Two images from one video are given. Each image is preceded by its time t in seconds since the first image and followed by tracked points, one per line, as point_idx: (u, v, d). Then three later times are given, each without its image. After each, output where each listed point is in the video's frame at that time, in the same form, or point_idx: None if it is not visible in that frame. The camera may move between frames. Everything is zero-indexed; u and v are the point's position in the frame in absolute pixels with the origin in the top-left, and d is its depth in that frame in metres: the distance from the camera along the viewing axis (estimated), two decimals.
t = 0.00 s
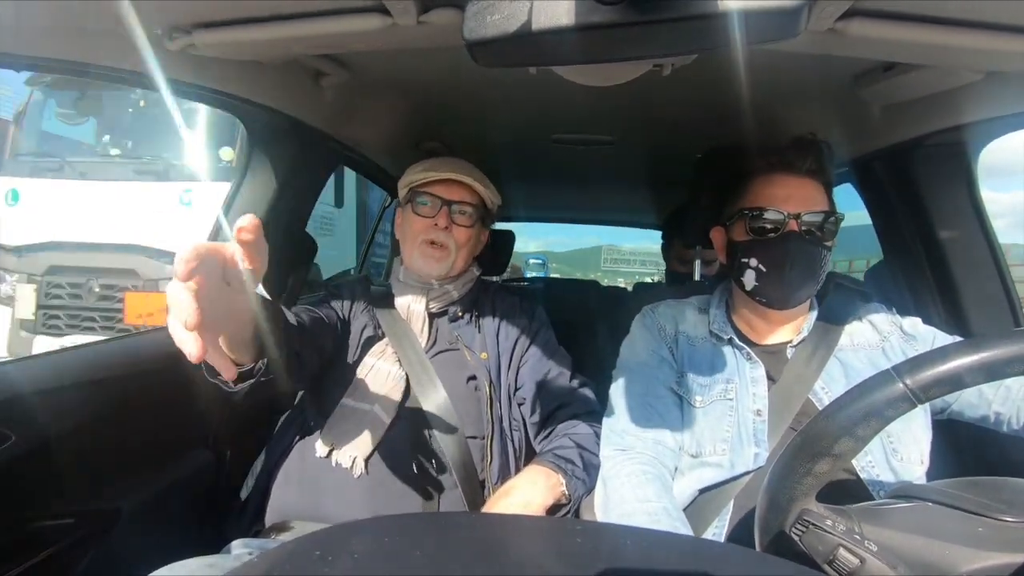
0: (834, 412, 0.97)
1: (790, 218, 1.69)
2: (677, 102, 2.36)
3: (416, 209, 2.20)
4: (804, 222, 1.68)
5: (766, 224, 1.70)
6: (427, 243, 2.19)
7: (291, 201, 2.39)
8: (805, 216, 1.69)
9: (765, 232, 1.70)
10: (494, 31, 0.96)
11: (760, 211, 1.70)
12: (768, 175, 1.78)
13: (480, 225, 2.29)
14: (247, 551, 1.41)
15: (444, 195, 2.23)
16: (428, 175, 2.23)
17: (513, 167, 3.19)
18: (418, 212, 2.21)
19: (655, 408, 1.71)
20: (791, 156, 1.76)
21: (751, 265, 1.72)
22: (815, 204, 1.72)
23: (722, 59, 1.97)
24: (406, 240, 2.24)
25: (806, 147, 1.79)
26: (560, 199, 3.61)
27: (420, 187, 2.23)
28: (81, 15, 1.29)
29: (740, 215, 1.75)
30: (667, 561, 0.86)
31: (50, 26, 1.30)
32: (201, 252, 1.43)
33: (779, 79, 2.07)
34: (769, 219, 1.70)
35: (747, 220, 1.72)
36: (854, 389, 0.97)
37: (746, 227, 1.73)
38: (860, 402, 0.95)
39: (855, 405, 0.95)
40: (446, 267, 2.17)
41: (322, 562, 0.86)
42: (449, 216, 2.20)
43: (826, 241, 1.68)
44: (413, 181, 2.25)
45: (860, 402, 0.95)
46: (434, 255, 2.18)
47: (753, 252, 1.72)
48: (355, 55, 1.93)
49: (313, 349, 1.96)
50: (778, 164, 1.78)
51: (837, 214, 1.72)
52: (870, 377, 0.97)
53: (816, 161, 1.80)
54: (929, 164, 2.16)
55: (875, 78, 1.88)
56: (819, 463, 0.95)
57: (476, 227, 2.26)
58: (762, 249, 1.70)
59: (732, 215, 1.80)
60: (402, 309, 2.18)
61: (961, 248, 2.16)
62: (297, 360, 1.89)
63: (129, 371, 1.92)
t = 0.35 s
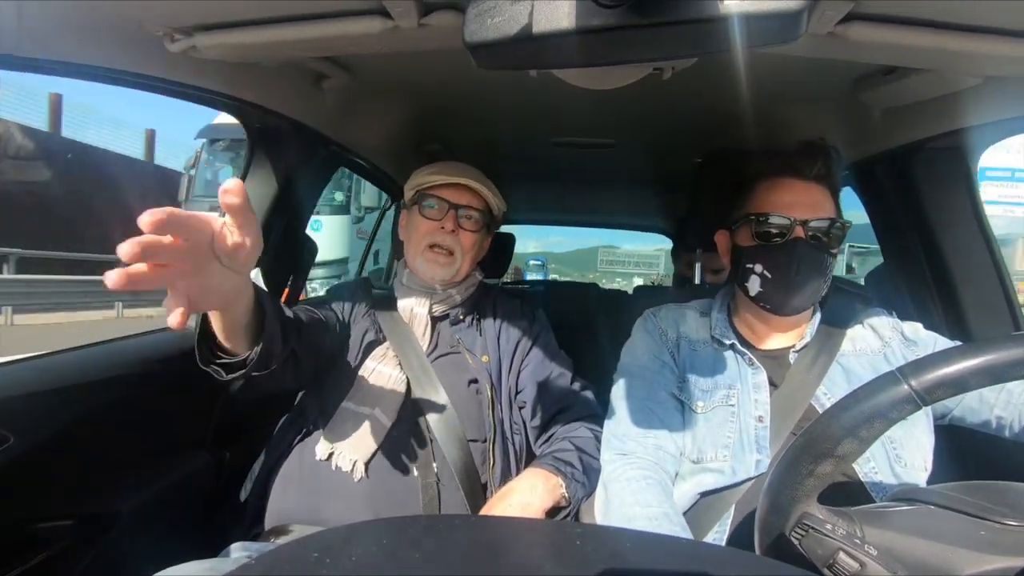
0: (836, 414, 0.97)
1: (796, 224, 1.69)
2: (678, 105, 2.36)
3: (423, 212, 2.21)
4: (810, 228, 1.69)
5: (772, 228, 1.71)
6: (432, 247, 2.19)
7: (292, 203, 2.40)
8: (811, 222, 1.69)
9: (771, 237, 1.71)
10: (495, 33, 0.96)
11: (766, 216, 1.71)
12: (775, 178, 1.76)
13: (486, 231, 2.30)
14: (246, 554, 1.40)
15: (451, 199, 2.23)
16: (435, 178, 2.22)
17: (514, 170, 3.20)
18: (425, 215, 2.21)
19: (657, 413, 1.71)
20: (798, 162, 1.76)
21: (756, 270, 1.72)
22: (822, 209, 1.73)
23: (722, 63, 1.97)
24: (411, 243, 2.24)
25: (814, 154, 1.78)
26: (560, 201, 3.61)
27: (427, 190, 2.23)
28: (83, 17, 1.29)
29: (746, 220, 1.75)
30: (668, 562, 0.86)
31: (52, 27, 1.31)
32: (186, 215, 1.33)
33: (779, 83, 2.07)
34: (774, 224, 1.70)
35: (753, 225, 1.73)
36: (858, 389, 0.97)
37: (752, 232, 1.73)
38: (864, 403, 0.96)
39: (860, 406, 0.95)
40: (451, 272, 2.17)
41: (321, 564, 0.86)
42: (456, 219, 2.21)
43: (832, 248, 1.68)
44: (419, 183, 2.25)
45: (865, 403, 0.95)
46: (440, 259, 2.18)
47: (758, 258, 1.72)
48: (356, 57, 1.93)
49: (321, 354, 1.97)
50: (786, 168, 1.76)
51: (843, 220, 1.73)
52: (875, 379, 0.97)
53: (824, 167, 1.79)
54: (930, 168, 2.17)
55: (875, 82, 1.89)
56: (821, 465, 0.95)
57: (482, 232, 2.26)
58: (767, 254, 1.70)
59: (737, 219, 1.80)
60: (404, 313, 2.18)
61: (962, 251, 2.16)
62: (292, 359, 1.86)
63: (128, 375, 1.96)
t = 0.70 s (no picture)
0: (837, 412, 0.97)
1: (787, 220, 1.69)
2: (677, 104, 2.36)
3: (421, 207, 2.22)
4: (801, 223, 1.68)
5: (764, 225, 1.70)
6: (433, 241, 2.20)
7: (291, 202, 2.39)
8: (802, 217, 1.69)
9: (764, 233, 1.71)
10: (494, 32, 0.96)
11: (759, 212, 1.70)
12: (766, 176, 1.78)
13: (484, 226, 2.31)
14: (246, 553, 1.41)
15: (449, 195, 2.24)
16: (432, 174, 2.23)
17: (513, 169, 3.20)
18: (423, 211, 2.23)
19: (654, 409, 1.71)
20: (788, 158, 1.75)
21: (750, 266, 1.72)
22: (813, 204, 1.73)
23: (721, 61, 1.97)
24: (411, 238, 2.25)
25: (803, 148, 1.76)
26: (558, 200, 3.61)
27: (425, 186, 2.24)
28: (81, 17, 1.29)
29: (739, 216, 1.76)
30: (667, 561, 0.86)
31: (50, 27, 1.30)
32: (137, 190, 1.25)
33: (778, 82, 2.07)
34: (767, 221, 1.70)
35: (745, 221, 1.73)
36: (859, 387, 0.97)
37: (744, 229, 1.74)
38: (864, 402, 0.96)
39: (859, 404, 0.96)
40: (450, 265, 2.19)
41: (321, 564, 0.86)
42: (454, 214, 2.21)
43: (824, 242, 1.68)
44: (418, 179, 2.25)
45: (866, 402, 0.95)
46: (439, 253, 2.19)
47: (751, 254, 1.72)
48: (355, 57, 1.93)
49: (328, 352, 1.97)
50: (776, 166, 1.78)
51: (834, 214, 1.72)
52: (876, 377, 0.98)
53: (814, 161, 1.77)
54: (929, 166, 2.17)
55: (874, 80, 1.89)
56: (822, 463, 0.95)
57: (480, 227, 2.27)
58: (760, 250, 1.70)
59: (731, 216, 1.80)
60: (404, 309, 2.20)
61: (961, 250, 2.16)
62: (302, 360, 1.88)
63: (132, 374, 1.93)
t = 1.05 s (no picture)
0: (838, 408, 0.97)
1: (788, 219, 1.69)
2: (678, 102, 2.36)
3: (451, 212, 2.18)
4: (803, 222, 1.68)
5: (765, 224, 1.71)
6: (459, 246, 2.18)
7: (291, 200, 2.39)
8: (803, 216, 1.69)
9: (765, 232, 1.71)
10: (494, 29, 0.96)
11: (760, 211, 1.71)
12: (767, 174, 1.78)
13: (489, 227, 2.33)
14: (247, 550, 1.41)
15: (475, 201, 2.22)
16: (472, 181, 2.19)
17: (513, 167, 3.20)
18: (452, 215, 2.18)
19: (655, 408, 1.71)
20: (789, 157, 1.76)
21: (750, 265, 1.72)
22: (815, 203, 1.73)
23: (721, 59, 1.97)
24: (434, 240, 2.18)
25: (804, 148, 1.78)
26: (557, 197, 3.60)
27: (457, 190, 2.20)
28: (81, 15, 1.29)
29: (740, 215, 1.76)
30: (666, 558, 0.86)
31: (51, 24, 1.30)
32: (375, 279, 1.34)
33: (779, 80, 2.07)
34: (768, 219, 1.70)
35: (746, 220, 1.73)
36: (861, 384, 0.97)
37: (745, 227, 1.74)
38: (865, 399, 0.96)
39: (861, 401, 0.95)
40: (473, 271, 2.19)
41: (321, 560, 0.86)
42: (481, 221, 2.21)
43: (825, 242, 1.68)
44: (452, 183, 2.19)
45: (866, 399, 0.95)
46: (467, 258, 2.18)
47: (752, 253, 1.72)
48: (355, 54, 1.93)
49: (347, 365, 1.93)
50: (777, 164, 1.78)
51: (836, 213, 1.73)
52: (876, 374, 0.98)
53: (816, 160, 1.80)
54: (929, 165, 2.17)
55: (875, 78, 1.89)
56: (821, 459, 0.95)
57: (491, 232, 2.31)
58: (761, 248, 1.70)
59: (731, 215, 1.80)
60: (409, 309, 2.14)
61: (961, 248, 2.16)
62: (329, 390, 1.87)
63: (132, 369, 1.93)
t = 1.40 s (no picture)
0: (834, 414, 0.97)
1: (786, 223, 1.69)
2: (677, 106, 2.37)
3: (459, 219, 2.19)
4: (801, 225, 1.68)
5: (763, 227, 1.70)
6: (467, 253, 2.20)
7: (289, 205, 2.39)
8: (801, 219, 1.69)
9: (763, 236, 1.71)
10: (492, 34, 0.96)
11: (757, 215, 1.71)
12: (763, 178, 1.79)
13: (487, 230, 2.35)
14: (245, 556, 1.40)
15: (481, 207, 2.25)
16: (480, 187, 2.20)
17: (512, 170, 3.20)
18: (462, 223, 2.20)
19: (653, 410, 1.71)
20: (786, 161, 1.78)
21: (748, 269, 1.73)
22: (812, 207, 1.73)
23: (719, 63, 1.98)
24: (442, 247, 2.20)
25: (801, 151, 1.80)
26: (557, 200, 3.60)
27: (465, 196, 2.21)
28: (79, 19, 1.29)
29: (738, 219, 1.76)
30: (666, 563, 0.86)
31: (49, 28, 1.30)
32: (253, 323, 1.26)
33: (777, 84, 2.08)
34: (766, 222, 1.70)
35: (744, 224, 1.73)
36: (856, 389, 0.98)
37: (743, 231, 1.74)
38: (859, 404, 0.96)
39: (854, 407, 0.96)
40: (479, 277, 2.22)
41: (320, 566, 0.86)
42: (487, 228, 2.24)
43: (823, 245, 1.68)
44: (461, 189, 2.20)
45: (861, 405, 0.96)
46: (473, 265, 2.20)
47: (751, 257, 1.72)
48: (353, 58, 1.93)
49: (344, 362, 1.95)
50: (773, 168, 1.80)
51: (833, 217, 1.73)
52: (870, 380, 0.98)
53: (812, 164, 1.80)
54: (926, 168, 2.17)
55: (872, 82, 1.89)
56: (818, 466, 0.95)
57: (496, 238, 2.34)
58: (759, 252, 1.71)
59: (730, 218, 1.80)
60: (412, 313, 2.19)
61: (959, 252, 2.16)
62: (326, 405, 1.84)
63: (130, 373, 1.92)
